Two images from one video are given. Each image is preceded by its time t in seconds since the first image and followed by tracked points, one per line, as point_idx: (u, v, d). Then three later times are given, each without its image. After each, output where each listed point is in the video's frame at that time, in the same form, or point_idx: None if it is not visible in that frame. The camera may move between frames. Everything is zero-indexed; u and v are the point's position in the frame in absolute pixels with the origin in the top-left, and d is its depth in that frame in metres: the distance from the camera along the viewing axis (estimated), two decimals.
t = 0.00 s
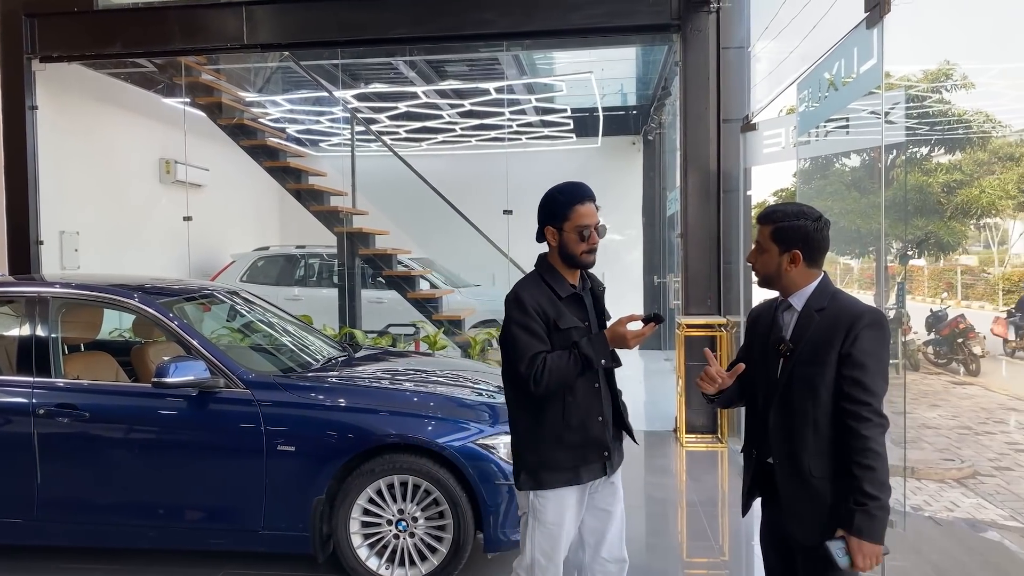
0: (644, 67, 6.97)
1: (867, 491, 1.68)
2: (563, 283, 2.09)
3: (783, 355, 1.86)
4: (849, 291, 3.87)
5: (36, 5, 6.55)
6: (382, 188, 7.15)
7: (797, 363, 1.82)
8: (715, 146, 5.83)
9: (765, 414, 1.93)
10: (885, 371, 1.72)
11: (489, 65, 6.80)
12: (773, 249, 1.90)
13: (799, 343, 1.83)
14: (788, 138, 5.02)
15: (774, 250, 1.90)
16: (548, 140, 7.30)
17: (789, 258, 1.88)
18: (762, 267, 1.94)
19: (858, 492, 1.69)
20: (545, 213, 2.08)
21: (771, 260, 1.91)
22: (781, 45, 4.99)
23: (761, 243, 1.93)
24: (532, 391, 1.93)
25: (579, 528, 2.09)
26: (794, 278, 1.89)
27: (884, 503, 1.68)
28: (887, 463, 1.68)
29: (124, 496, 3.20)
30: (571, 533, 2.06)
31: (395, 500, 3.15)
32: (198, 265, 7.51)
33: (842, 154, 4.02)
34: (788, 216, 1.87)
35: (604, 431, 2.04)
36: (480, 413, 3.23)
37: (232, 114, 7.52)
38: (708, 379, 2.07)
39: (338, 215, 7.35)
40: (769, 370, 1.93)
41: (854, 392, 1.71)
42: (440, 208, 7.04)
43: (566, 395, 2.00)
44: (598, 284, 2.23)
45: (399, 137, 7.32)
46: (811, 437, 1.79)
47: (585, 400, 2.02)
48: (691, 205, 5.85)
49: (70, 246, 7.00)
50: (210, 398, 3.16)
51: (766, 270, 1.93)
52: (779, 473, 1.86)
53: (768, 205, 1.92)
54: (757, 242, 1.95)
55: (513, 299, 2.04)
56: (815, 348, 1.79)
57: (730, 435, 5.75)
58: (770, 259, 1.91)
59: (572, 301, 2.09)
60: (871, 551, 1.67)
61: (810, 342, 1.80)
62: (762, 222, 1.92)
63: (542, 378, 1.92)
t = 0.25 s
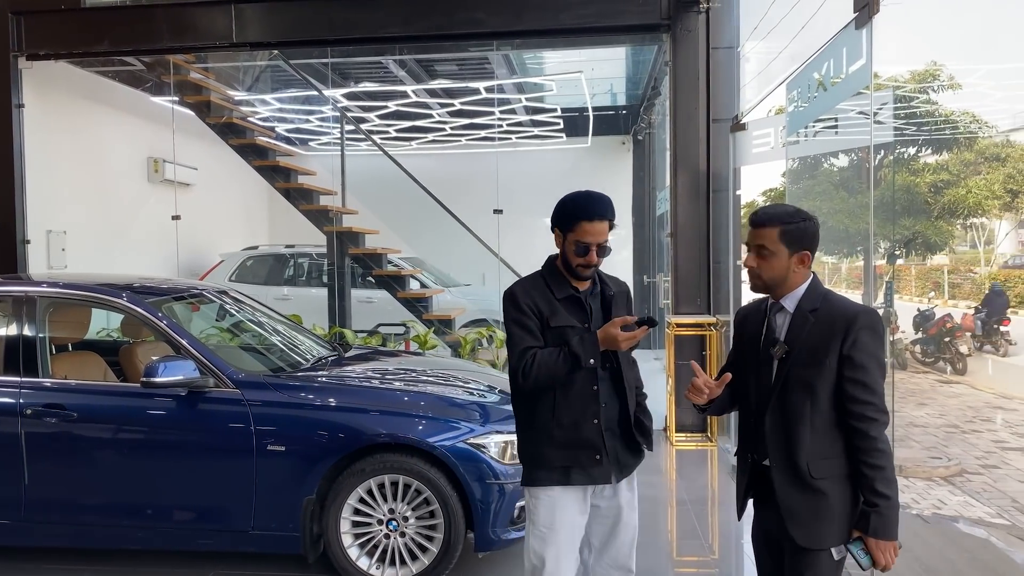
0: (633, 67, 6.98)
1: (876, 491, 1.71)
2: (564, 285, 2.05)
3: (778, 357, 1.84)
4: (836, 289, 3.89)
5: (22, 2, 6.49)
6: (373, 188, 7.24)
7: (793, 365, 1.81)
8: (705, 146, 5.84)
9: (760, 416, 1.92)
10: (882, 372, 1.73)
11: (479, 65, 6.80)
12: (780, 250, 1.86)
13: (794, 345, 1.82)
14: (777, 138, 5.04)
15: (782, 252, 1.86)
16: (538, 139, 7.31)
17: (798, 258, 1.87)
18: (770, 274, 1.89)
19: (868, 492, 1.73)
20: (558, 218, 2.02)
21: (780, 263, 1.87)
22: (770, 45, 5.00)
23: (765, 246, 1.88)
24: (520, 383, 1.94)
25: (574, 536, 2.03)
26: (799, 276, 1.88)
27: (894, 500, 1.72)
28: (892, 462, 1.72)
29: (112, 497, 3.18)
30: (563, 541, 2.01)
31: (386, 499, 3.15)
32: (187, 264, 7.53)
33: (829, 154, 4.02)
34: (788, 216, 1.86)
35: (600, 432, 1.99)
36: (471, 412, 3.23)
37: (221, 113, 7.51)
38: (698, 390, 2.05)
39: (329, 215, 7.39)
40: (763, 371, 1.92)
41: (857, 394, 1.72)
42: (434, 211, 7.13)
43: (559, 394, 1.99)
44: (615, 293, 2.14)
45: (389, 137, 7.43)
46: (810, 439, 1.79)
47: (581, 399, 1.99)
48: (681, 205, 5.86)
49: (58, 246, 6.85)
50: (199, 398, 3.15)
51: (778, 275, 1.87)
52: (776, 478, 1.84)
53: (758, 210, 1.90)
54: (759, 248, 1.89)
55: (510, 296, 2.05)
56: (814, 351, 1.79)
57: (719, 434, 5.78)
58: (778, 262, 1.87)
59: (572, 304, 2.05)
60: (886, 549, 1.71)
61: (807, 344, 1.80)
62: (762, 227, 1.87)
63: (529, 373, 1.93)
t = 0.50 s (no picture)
0: (625, 67, 7.00)
1: (870, 491, 1.62)
2: (562, 284, 2.03)
3: (783, 355, 1.76)
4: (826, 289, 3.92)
5: None
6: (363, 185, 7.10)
7: (800, 364, 1.73)
8: (696, 146, 5.86)
9: (762, 416, 1.83)
10: (890, 372, 1.66)
11: (471, 64, 6.79)
12: (803, 246, 1.80)
13: (801, 343, 1.73)
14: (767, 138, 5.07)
15: (804, 248, 1.80)
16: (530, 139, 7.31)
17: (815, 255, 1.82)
18: (793, 272, 1.80)
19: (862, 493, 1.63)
20: (548, 217, 2.00)
21: (803, 259, 1.80)
22: (761, 45, 5.02)
23: (786, 244, 1.80)
24: (511, 382, 1.96)
25: (562, 533, 2.00)
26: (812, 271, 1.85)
27: (889, 504, 1.62)
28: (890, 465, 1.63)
29: (101, 497, 3.16)
30: (550, 537, 1.97)
31: (378, 499, 3.14)
32: (177, 263, 7.44)
33: (819, 154, 4.04)
34: (801, 213, 1.81)
35: (592, 435, 1.98)
36: (462, 412, 3.23)
37: (211, 111, 7.44)
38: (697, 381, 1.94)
39: (320, 214, 7.35)
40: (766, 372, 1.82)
41: (863, 393, 1.64)
42: (424, 208, 6.97)
43: (552, 395, 1.99)
44: (618, 292, 2.07)
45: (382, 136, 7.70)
46: (814, 440, 1.70)
47: (572, 401, 1.98)
48: (673, 206, 5.89)
49: (47, 245, 6.81)
50: (190, 398, 3.13)
51: (802, 273, 1.80)
52: (779, 482, 1.75)
53: (773, 205, 1.84)
54: (780, 245, 1.80)
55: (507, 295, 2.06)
56: (822, 349, 1.70)
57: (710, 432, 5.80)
58: (802, 259, 1.80)
59: (570, 304, 2.03)
60: (873, 555, 1.60)
61: (816, 342, 1.71)
62: (779, 222, 1.80)
63: (519, 376, 1.94)
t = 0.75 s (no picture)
0: (616, 66, 7.02)
1: (875, 497, 1.61)
2: (549, 284, 2.03)
3: (789, 359, 1.75)
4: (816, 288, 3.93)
5: None
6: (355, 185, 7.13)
7: (807, 368, 1.73)
8: (687, 146, 5.89)
9: (766, 422, 1.81)
10: (897, 377, 1.68)
11: (462, 63, 6.79)
12: (810, 248, 1.78)
13: (809, 347, 1.74)
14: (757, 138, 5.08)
15: (810, 249, 1.79)
16: (521, 139, 7.29)
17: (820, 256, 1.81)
18: (800, 273, 1.79)
19: (865, 499, 1.63)
20: (535, 218, 2.00)
21: (809, 261, 1.79)
22: (752, 46, 5.03)
23: (793, 245, 1.79)
24: (496, 382, 1.97)
25: (550, 537, 2.00)
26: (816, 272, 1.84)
27: (892, 510, 1.61)
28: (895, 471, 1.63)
29: (91, 498, 3.15)
30: (536, 539, 1.97)
31: (369, 499, 3.14)
32: (167, 262, 7.43)
33: (809, 154, 4.07)
34: (810, 213, 1.79)
35: (578, 437, 1.96)
36: (454, 411, 3.23)
37: (202, 110, 7.39)
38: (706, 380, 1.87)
39: (311, 213, 7.33)
40: (771, 377, 1.81)
41: (871, 397, 1.65)
42: (415, 207, 7.05)
43: (538, 396, 1.98)
44: (606, 294, 2.04)
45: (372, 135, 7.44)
46: (822, 445, 1.70)
47: (558, 403, 1.96)
48: (664, 206, 5.91)
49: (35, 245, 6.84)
50: (180, 398, 3.12)
51: (808, 275, 1.79)
52: (786, 489, 1.73)
53: (782, 204, 1.82)
54: (787, 246, 1.79)
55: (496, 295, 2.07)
56: (830, 354, 1.71)
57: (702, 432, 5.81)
58: (808, 261, 1.78)
59: (557, 304, 2.02)
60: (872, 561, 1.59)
61: (824, 346, 1.72)
62: (788, 222, 1.78)
63: (502, 376, 1.95)
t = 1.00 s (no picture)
0: (609, 66, 7.03)
1: (893, 508, 1.62)
2: (527, 287, 2.02)
3: (793, 359, 1.74)
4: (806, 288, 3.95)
5: None
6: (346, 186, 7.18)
7: (812, 370, 1.72)
8: (678, 146, 5.90)
9: (770, 423, 1.80)
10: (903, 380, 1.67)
11: (454, 63, 6.79)
12: (809, 244, 1.79)
13: (814, 348, 1.73)
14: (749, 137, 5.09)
15: (810, 245, 1.79)
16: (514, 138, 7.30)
17: (823, 254, 1.81)
18: (798, 269, 1.80)
19: (884, 510, 1.64)
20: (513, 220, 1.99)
21: (808, 257, 1.79)
22: (743, 46, 5.05)
23: (792, 239, 1.80)
24: (474, 387, 1.97)
25: (536, 547, 1.99)
26: (819, 274, 1.82)
27: (910, 519, 1.63)
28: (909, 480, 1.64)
29: (80, 498, 3.14)
30: (522, 547, 1.96)
31: (360, 499, 3.14)
32: (159, 263, 7.44)
33: (801, 155, 4.10)
34: (813, 209, 1.80)
35: (559, 442, 1.95)
36: (446, 411, 3.23)
37: (193, 109, 7.42)
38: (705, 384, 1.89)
39: (303, 212, 7.33)
40: (773, 377, 1.80)
41: (880, 402, 1.64)
42: (406, 205, 7.05)
43: (517, 400, 1.97)
44: (584, 298, 2.03)
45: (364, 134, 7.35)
46: (830, 450, 1.70)
47: (537, 407, 1.95)
48: (655, 206, 5.92)
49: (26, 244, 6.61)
50: (170, 398, 3.11)
51: (805, 270, 1.79)
52: (788, 495, 1.73)
53: (786, 199, 1.84)
54: (785, 242, 1.81)
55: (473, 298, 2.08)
56: (836, 355, 1.70)
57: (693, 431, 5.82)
58: (807, 257, 1.79)
59: (534, 307, 2.01)
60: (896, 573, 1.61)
61: (830, 348, 1.71)
62: (791, 216, 1.80)
63: (480, 379, 1.95)
